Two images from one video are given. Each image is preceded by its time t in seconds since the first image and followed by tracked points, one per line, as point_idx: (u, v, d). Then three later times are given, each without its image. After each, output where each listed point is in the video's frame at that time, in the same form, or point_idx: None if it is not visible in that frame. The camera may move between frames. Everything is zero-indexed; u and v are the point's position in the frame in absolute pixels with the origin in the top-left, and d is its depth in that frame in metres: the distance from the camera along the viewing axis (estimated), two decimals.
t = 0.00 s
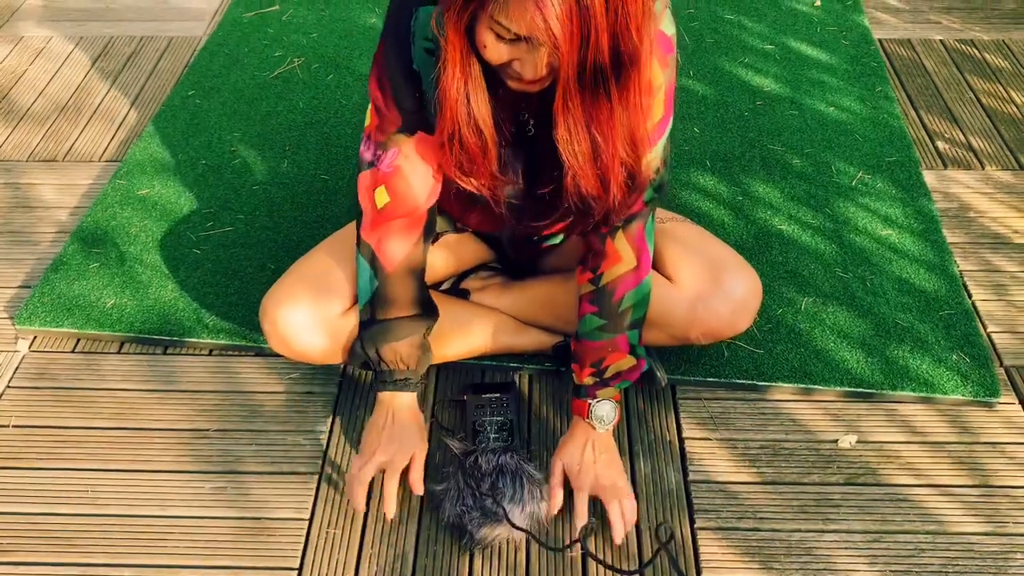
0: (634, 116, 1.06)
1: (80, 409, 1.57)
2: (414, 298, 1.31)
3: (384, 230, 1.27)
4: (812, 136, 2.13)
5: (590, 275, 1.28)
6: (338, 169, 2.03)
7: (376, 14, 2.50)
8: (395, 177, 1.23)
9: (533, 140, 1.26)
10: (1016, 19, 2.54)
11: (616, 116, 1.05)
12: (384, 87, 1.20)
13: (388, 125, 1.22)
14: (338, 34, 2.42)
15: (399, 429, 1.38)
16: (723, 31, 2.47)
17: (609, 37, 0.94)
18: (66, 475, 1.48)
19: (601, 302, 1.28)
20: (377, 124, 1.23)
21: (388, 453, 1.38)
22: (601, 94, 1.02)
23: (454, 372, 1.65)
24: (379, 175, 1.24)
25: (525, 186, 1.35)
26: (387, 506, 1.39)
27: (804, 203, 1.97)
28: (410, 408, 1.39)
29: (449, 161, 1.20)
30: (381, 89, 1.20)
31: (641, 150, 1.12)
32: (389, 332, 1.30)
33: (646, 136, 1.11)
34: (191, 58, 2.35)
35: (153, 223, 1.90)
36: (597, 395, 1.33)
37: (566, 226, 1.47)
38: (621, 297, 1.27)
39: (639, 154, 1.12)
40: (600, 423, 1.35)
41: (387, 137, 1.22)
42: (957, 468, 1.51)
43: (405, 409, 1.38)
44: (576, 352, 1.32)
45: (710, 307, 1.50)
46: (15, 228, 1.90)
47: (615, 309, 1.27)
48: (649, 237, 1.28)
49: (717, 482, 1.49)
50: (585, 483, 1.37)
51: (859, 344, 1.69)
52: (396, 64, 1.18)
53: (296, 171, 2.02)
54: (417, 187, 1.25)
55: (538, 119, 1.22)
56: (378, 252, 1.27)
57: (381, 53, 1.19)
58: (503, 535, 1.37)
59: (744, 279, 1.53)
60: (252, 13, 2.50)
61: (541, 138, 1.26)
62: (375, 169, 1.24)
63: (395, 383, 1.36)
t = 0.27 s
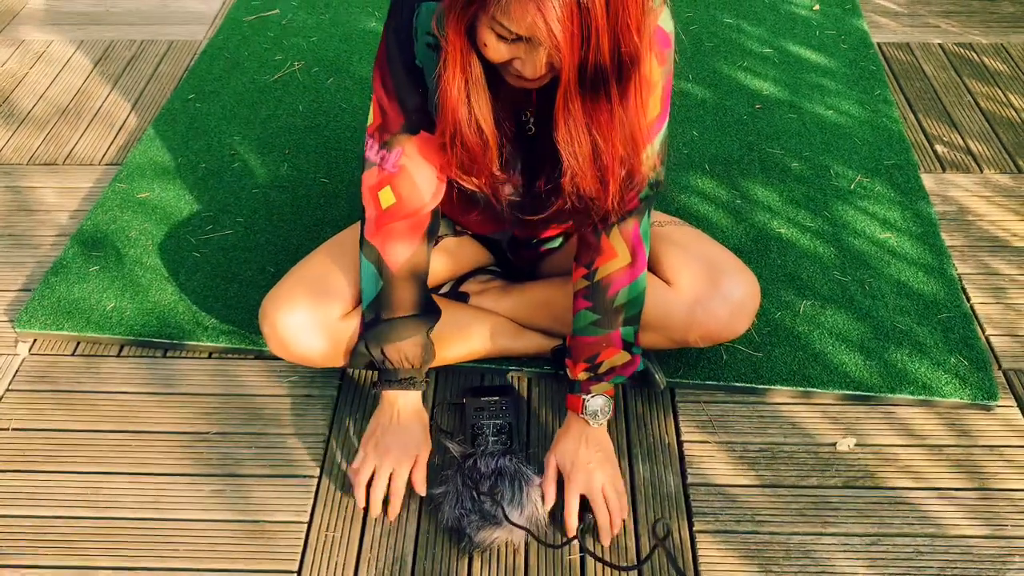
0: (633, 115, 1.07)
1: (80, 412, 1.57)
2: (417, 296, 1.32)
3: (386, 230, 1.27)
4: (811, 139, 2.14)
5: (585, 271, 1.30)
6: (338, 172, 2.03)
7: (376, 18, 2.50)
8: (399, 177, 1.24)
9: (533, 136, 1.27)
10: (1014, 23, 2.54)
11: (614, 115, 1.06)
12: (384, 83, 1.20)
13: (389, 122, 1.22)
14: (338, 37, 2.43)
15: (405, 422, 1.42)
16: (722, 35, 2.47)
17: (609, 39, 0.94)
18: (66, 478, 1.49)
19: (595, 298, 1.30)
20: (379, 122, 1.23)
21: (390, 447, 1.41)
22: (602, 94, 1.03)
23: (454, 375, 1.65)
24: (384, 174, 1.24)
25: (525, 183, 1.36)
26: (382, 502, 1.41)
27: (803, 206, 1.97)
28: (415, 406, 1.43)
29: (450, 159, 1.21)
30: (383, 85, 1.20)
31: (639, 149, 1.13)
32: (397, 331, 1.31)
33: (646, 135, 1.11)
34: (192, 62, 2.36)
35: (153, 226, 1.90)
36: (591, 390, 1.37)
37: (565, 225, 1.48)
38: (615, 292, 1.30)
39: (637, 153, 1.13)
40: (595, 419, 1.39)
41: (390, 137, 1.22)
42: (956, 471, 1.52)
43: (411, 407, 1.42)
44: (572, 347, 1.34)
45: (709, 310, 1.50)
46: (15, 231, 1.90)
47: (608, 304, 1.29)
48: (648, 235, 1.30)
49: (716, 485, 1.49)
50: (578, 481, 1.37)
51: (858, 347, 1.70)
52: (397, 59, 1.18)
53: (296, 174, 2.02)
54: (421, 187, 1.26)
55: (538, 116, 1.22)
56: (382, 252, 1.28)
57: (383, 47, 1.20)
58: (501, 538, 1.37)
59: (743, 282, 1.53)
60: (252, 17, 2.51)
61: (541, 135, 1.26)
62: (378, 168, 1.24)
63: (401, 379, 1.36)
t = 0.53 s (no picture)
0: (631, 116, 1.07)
1: (79, 415, 1.57)
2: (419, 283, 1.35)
3: (388, 221, 1.30)
4: (809, 141, 2.14)
5: (579, 261, 1.33)
6: (336, 175, 2.03)
7: (375, 21, 2.50)
8: (401, 170, 1.25)
9: (533, 135, 1.26)
10: (1013, 24, 2.54)
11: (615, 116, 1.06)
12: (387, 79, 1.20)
13: (389, 118, 1.22)
14: (337, 40, 2.43)
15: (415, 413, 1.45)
16: (721, 37, 2.47)
17: (609, 43, 0.94)
18: (65, 481, 1.49)
19: (589, 288, 1.33)
20: (380, 118, 1.23)
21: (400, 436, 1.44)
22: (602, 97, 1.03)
23: (453, 376, 1.65)
24: (385, 168, 1.26)
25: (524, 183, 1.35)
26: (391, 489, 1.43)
27: (802, 208, 1.98)
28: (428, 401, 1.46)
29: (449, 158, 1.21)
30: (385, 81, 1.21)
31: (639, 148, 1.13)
32: (402, 319, 1.35)
33: (645, 134, 1.12)
34: (190, 65, 2.36)
35: (151, 229, 1.90)
36: (589, 379, 1.39)
37: (564, 224, 1.48)
38: (610, 284, 1.32)
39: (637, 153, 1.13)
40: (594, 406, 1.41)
41: (391, 131, 1.23)
42: (954, 473, 1.52)
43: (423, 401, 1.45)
44: (568, 338, 1.37)
45: (708, 311, 1.50)
46: (14, 234, 1.91)
47: (602, 295, 1.32)
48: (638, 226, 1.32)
49: (715, 487, 1.49)
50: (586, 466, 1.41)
51: (857, 348, 1.69)
52: (400, 50, 1.18)
53: (295, 177, 2.02)
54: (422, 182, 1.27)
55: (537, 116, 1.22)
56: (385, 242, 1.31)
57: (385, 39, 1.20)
58: (500, 540, 1.37)
59: (742, 283, 1.52)
60: (251, 20, 2.51)
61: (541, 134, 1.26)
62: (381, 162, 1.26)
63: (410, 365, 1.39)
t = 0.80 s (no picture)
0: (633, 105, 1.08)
1: (80, 417, 1.58)
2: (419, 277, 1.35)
3: (389, 213, 1.31)
4: (809, 143, 2.14)
5: (582, 259, 1.35)
6: (337, 177, 2.03)
7: (375, 23, 2.51)
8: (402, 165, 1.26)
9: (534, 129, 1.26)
10: (1013, 26, 2.54)
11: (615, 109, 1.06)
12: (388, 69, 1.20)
13: (390, 112, 1.22)
14: (338, 42, 2.43)
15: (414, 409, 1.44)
16: (721, 39, 2.48)
17: (611, 36, 0.94)
18: (66, 483, 1.49)
19: (592, 286, 1.34)
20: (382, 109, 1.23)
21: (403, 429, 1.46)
22: (603, 92, 1.04)
23: (454, 378, 1.65)
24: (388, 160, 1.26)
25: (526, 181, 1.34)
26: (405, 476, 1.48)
27: (802, 210, 1.98)
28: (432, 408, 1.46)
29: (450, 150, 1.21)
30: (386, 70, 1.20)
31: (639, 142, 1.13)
32: (401, 311, 1.34)
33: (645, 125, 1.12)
34: (191, 67, 2.37)
35: (152, 231, 1.90)
36: (593, 376, 1.40)
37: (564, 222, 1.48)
38: (612, 282, 1.34)
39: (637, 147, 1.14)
40: (597, 404, 1.43)
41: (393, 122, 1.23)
42: (955, 474, 1.52)
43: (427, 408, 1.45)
44: (570, 335, 1.38)
45: (708, 312, 1.50)
46: (15, 237, 1.91)
47: (606, 293, 1.34)
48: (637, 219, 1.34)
49: (716, 489, 1.49)
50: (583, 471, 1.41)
51: (857, 350, 1.70)
52: (401, 42, 1.18)
53: (296, 179, 2.03)
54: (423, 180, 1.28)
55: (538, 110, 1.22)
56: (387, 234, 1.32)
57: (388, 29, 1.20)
58: (501, 542, 1.37)
59: (741, 285, 1.53)
60: (252, 22, 2.51)
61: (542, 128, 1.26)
62: (382, 157, 1.26)
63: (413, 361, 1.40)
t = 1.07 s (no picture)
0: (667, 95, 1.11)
1: (88, 419, 1.59)
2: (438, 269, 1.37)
3: (405, 203, 1.30)
4: (813, 147, 2.15)
5: (586, 257, 1.38)
6: (343, 180, 2.05)
7: (381, 27, 2.52)
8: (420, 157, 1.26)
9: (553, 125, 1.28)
10: (1017, 31, 2.55)
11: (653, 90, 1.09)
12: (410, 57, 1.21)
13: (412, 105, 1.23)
14: (344, 46, 2.45)
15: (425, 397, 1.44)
16: (726, 43, 2.49)
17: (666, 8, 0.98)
18: (74, 484, 1.50)
19: (593, 284, 1.37)
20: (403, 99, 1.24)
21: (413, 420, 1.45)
22: (642, 84, 1.08)
23: (460, 381, 1.66)
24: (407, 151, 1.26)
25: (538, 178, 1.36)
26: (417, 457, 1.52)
27: (806, 213, 1.98)
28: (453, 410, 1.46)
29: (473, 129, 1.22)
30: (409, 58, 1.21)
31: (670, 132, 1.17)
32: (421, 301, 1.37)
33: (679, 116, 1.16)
34: (198, 71, 2.38)
35: (160, 234, 1.92)
36: (596, 374, 1.42)
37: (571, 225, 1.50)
38: (613, 281, 1.36)
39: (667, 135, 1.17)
40: (600, 401, 1.45)
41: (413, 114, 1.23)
42: (958, 478, 1.52)
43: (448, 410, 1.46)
44: (572, 333, 1.40)
45: (713, 314, 1.51)
46: (23, 239, 1.92)
47: (607, 291, 1.36)
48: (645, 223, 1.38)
49: (719, 492, 1.50)
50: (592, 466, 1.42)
51: (861, 354, 1.70)
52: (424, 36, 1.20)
53: (302, 182, 2.04)
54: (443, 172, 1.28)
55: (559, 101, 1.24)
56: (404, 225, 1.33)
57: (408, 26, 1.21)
58: (506, 543, 1.38)
59: (746, 287, 1.53)
60: (259, 26, 2.53)
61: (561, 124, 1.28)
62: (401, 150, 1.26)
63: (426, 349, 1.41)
